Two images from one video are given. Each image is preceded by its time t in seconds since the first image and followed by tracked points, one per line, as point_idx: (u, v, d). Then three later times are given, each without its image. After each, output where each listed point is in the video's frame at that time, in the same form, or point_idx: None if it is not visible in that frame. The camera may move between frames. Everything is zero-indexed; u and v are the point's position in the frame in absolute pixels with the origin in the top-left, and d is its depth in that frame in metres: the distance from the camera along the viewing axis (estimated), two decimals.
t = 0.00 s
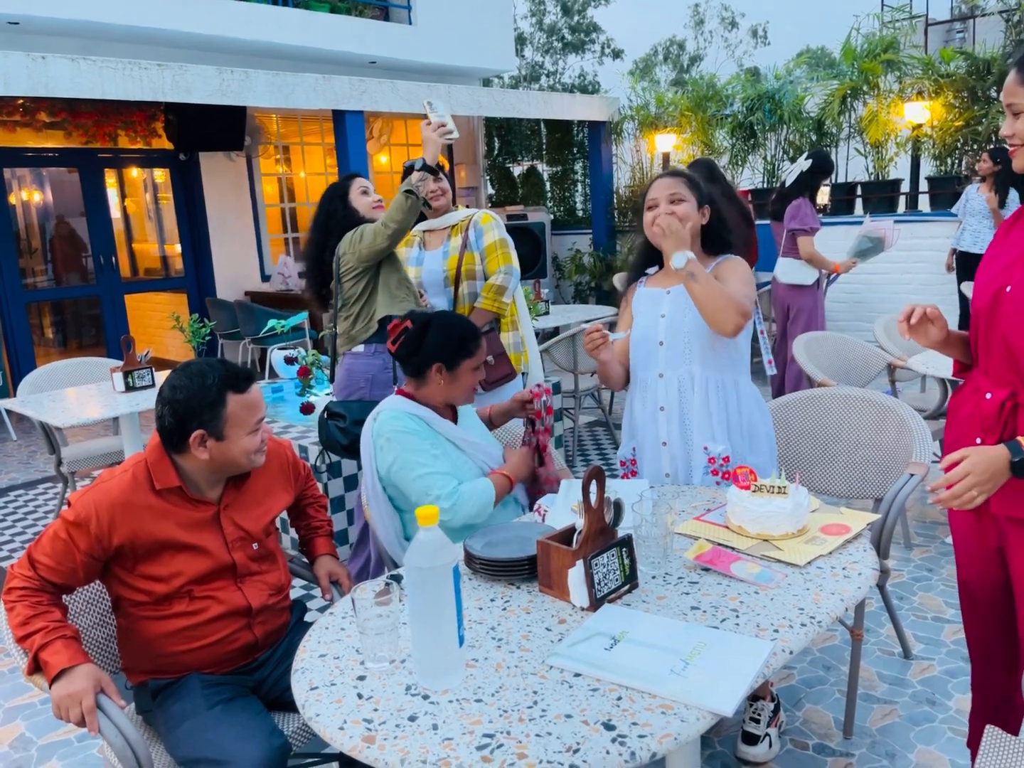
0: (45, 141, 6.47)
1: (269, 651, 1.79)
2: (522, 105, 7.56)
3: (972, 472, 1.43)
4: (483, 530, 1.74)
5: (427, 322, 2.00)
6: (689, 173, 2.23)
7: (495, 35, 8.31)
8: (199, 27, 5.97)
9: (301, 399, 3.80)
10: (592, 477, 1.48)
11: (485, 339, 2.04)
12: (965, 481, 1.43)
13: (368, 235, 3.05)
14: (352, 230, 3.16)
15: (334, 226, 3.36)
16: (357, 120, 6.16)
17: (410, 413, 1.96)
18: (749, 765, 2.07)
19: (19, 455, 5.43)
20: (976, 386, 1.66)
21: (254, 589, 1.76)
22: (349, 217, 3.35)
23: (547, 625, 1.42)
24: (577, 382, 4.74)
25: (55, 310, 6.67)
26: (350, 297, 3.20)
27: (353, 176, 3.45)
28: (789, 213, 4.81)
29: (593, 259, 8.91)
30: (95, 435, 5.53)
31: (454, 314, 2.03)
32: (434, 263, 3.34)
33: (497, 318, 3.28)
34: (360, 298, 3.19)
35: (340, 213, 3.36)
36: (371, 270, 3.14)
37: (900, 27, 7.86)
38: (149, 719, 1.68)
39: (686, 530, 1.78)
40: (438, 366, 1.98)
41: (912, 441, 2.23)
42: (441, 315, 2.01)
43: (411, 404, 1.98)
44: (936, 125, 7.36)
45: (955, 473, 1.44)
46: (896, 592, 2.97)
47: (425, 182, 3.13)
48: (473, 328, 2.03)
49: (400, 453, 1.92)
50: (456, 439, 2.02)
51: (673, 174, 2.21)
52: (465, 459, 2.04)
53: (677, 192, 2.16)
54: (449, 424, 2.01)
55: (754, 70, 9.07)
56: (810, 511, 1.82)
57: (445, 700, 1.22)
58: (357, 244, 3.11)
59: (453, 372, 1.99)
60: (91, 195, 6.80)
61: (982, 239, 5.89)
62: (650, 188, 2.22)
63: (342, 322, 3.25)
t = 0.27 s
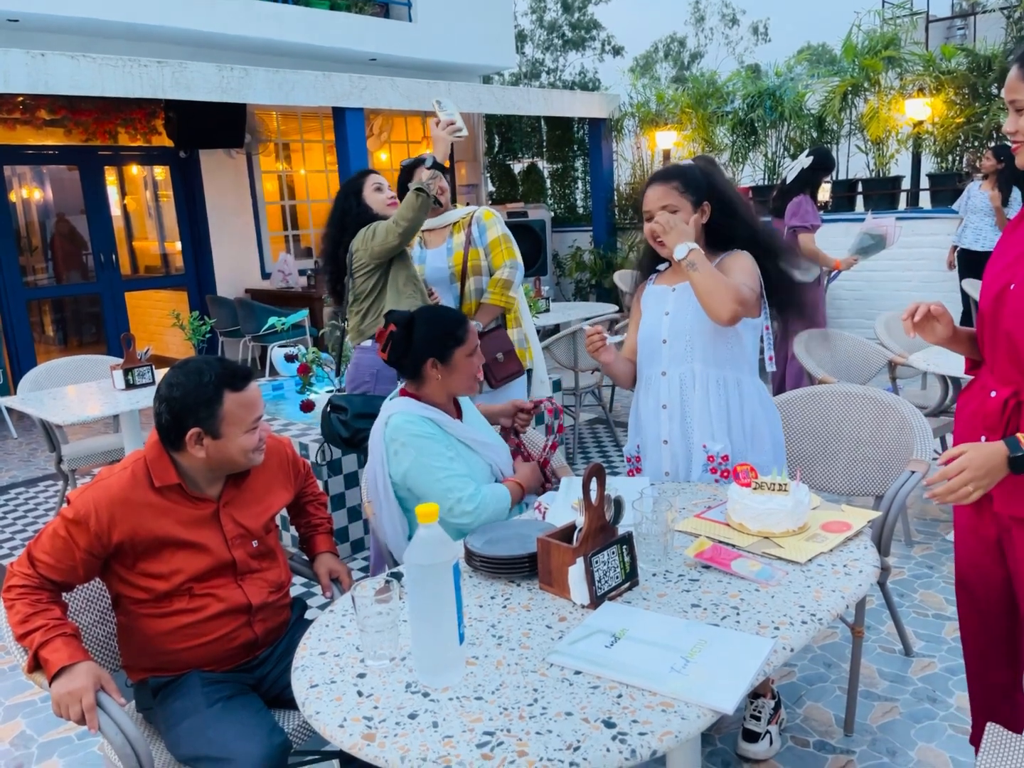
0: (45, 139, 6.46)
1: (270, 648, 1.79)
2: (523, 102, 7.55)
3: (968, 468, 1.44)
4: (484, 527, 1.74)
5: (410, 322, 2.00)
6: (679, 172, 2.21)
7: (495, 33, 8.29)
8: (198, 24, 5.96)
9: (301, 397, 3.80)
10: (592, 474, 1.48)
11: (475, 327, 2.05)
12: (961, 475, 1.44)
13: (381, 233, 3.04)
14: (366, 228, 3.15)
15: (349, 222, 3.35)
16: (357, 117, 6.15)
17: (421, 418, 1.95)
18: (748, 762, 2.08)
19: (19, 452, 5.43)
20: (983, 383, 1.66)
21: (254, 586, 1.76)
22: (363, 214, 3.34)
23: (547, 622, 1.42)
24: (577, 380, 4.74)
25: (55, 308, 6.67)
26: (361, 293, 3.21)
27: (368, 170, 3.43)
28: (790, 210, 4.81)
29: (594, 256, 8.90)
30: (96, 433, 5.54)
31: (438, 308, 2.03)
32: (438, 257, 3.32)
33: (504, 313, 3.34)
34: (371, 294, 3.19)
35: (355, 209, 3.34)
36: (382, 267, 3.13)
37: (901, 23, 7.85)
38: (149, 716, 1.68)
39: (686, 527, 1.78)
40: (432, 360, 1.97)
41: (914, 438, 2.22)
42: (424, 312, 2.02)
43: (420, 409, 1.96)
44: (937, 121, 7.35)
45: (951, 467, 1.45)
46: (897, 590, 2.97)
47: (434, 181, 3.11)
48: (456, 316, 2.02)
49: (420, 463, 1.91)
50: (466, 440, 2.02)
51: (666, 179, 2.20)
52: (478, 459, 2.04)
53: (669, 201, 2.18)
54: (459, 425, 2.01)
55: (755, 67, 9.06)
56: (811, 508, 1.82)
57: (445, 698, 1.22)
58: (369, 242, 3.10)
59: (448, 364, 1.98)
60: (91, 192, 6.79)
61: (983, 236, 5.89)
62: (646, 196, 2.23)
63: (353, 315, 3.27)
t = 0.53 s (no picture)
0: (44, 137, 6.45)
1: (270, 647, 1.79)
2: (523, 100, 7.54)
3: (968, 462, 1.44)
4: (485, 525, 1.74)
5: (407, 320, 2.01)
6: (681, 176, 2.13)
7: (495, 30, 8.28)
8: (198, 21, 5.95)
9: (301, 395, 3.80)
10: (592, 472, 1.48)
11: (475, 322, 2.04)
12: (961, 469, 1.44)
13: (385, 229, 3.04)
14: (371, 224, 3.14)
15: (359, 220, 3.37)
16: (357, 115, 6.14)
17: (433, 417, 1.94)
18: (748, 761, 2.08)
19: (19, 450, 5.43)
20: (985, 381, 1.66)
21: (254, 584, 1.76)
22: (372, 212, 3.35)
23: (547, 621, 1.42)
24: (577, 378, 4.73)
25: (55, 306, 6.66)
26: (367, 287, 3.20)
27: (379, 167, 3.41)
28: (791, 208, 4.80)
29: (594, 254, 8.89)
30: (96, 432, 5.54)
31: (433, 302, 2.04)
32: (439, 255, 3.29)
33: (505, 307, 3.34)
34: (376, 288, 3.17)
35: (364, 207, 3.36)
36: (388, 262, 3.12)
37: (902, 20, 7.81)
38: (149, 714, 1.69)
39: (686, 526, 1.78)
40: (431, 357, 1.98)
41: (914, 436, 2.22)
42: (421, 307, 2.03)
43: (431, 408, 1.95)
44: (937, 118, 7.33)
45: (951, 460, 1.45)
46: (897, 588, 2.97)
47: (437, 181, 3.17)
48: (453, 311, 2.01)
49: (434, 463, 1.91)
50: (476, 437, 2.02)
51: (672, 183, 2.13)
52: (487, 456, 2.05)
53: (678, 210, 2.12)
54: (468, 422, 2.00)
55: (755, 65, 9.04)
56: (811, 506, 1.81)
57: (445, 697, 1.21)
58: (374, 239, 3.09)
59: (446, 358, 1.97)
60: (91, 190, 6.78)
61: (984, 234, 5.88)
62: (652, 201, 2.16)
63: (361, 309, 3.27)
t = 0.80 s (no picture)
0: (44, 135, 6.44)
1: (269, 645, 1.79)
2: (522, 98, 7.53)
3: (968, 452, 1.44)
4: (484, 523, 1.74)
5: (413, 316, 2.06)
6: (700, 178, 1.97)
7: (495, 28, 8.27)
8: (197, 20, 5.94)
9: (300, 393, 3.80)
10: (592, 470, 1.48)
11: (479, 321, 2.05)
12: (960, 460, 1.45)
13: (387, 226, 3.03)
14: (373, 220, 3.12)
15: (364, 214, 3.37)
16: (356, 114, 6.13)
17: (439, 415, 1.94)
18: (747, 759, 2.08)
19: (18, 449, 5.42)
20: (985, 379, 1.66)
21: (252, 582, 1.76)
22: (376, 208, 3.35)
23: (546, 619, 1.42)
24: (577, 376, 4.73)
25: (55, 304, 6.66)
26: (366, 283, 3.20)
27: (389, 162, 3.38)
28: (791, 206, 4.80)
29: (594, 252, 8.88)
30: (95, 430, 5.54)
31: (438, 302, 2.06)
32: (437, 254, 3.38)
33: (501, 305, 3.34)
34: (376, 284, 3.16)
35: (369, 202, 3.36)
36: (388, 259, 3.12)
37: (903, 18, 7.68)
38: (148, 713, 1.69)
39: (684, 524, 1.78)
40: (429, 356, 1.98)
41: (913, 434, 2.21)
42: (427, 306, 2.06)
43: (438, 406, 1.95)
44: (937, 117, 7.32)
45: (950, 449, 1.46)
46: (896, 586, 2.97)
47: (438, 181, 3.16)
48: (459, 312, 2.03)
49: (437, 462, 1.91)
50: (481, 438, 2.02)
51: (694, 188, 1.96)
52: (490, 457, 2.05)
53: (703, 216, 1.97)
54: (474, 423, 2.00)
55: (755, 63, 9.04)
56: (810, 504, 1.81)
57: (443, 695, 1.21)
58: (375, 235, 3.09)
59: (444, 360, 1.98)
60: (90, 188, 6.78)
61: (985, 232, 5.87)
62: (669, 205, 2.00)
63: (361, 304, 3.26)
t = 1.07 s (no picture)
0: (43, 133, 6.43)
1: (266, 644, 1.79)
2: (521, 96, 7.52)
3: (970, 441, 1.46)
4: (483, 521, 1.74)
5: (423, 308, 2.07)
6: (731, 183, 1.93)
7: (494, 26, 8.27)
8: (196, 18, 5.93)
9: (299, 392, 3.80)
10: (590, 469, 1.48)
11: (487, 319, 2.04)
12: (961, 447, 1.46)
13: (383, 226, 3.03)
14: (370, 218, 3.11)
15: (358, 212, 3.37)
16: (356, 112, 6.12)
17: (440, 409, 1.95)
18: (746, 757, 2.08)
19: (17, 447, 5.42)
20: (985, 377, 1.66)
21: (250, 581, 1.76)
22: (371, 206, 3.34)
23: (544, 617, 1.42)
24: (576, 375, 4.73)
25: (54, 302, 6.65)
26: (362, 282, 3.20)
27: (385, 159, 3.37)
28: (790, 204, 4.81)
29: (593, 250, 8.88)
30: (94, 428, 5.54)
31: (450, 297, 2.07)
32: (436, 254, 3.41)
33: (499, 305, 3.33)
34: (372, 284, 3.17)
35: (364, 200, 3.36)
36: (384, 258, 3.12)
37: (902, 17, 7.83)
38: (146, 711, 1.68)
39: (683, 522, 1.78)
40: (433, 348, 1.99)
41: (911, 433, 2.21)
42: (439, 300, 2.06)
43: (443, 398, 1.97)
44: (937, 116, 7.29)
45: (953, 437, 1.47)
46: (895, 584, 2.97)
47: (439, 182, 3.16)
48: (465, 310, 2.02)
49: (428, 453, 1.92)
50: (479, 439, 2.01)
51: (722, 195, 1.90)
52: (485, 460, 2.04)
53: (733, 224, 1.90)
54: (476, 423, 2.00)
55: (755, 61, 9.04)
56: (809, 502, 1.81)
57: (442, 693, 1.21)
58: (372, 234, 3.08)
59: (446, 354, 1.99)
60: (89, 186, 6.76)
61: (984, 231, 5.87)
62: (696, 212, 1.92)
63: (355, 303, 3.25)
